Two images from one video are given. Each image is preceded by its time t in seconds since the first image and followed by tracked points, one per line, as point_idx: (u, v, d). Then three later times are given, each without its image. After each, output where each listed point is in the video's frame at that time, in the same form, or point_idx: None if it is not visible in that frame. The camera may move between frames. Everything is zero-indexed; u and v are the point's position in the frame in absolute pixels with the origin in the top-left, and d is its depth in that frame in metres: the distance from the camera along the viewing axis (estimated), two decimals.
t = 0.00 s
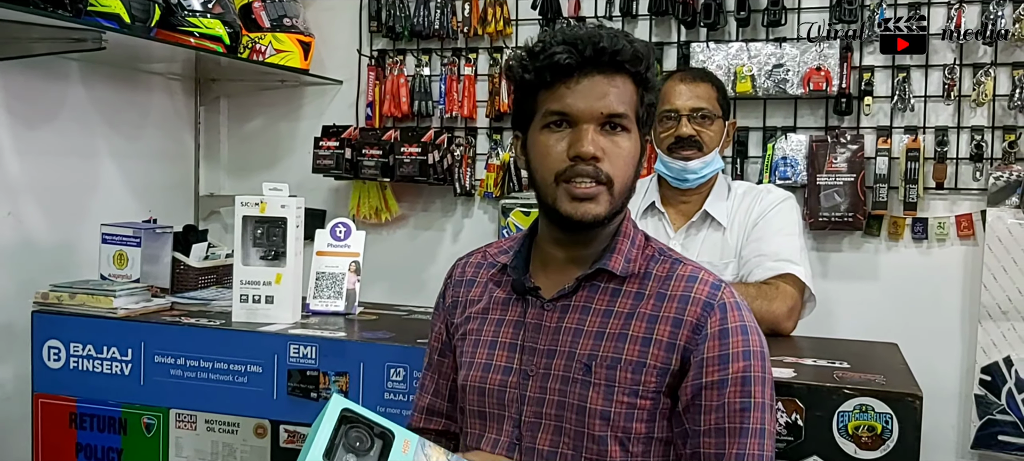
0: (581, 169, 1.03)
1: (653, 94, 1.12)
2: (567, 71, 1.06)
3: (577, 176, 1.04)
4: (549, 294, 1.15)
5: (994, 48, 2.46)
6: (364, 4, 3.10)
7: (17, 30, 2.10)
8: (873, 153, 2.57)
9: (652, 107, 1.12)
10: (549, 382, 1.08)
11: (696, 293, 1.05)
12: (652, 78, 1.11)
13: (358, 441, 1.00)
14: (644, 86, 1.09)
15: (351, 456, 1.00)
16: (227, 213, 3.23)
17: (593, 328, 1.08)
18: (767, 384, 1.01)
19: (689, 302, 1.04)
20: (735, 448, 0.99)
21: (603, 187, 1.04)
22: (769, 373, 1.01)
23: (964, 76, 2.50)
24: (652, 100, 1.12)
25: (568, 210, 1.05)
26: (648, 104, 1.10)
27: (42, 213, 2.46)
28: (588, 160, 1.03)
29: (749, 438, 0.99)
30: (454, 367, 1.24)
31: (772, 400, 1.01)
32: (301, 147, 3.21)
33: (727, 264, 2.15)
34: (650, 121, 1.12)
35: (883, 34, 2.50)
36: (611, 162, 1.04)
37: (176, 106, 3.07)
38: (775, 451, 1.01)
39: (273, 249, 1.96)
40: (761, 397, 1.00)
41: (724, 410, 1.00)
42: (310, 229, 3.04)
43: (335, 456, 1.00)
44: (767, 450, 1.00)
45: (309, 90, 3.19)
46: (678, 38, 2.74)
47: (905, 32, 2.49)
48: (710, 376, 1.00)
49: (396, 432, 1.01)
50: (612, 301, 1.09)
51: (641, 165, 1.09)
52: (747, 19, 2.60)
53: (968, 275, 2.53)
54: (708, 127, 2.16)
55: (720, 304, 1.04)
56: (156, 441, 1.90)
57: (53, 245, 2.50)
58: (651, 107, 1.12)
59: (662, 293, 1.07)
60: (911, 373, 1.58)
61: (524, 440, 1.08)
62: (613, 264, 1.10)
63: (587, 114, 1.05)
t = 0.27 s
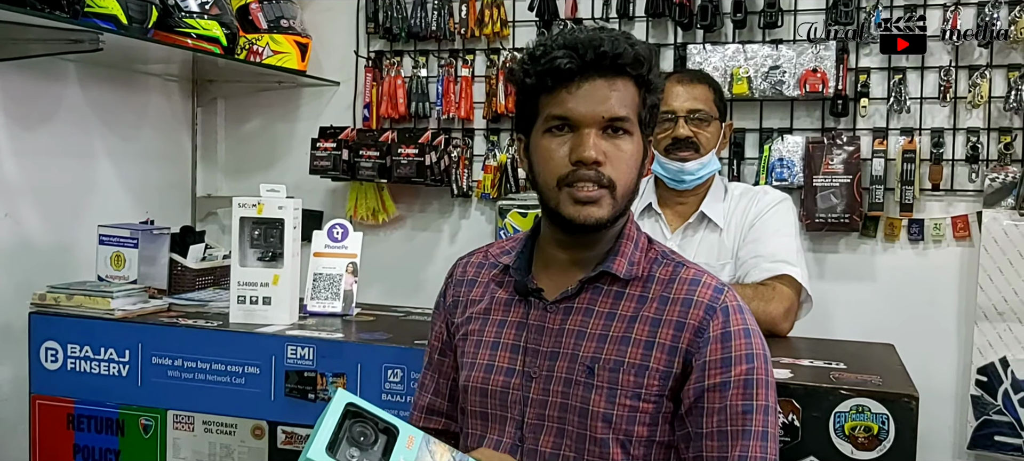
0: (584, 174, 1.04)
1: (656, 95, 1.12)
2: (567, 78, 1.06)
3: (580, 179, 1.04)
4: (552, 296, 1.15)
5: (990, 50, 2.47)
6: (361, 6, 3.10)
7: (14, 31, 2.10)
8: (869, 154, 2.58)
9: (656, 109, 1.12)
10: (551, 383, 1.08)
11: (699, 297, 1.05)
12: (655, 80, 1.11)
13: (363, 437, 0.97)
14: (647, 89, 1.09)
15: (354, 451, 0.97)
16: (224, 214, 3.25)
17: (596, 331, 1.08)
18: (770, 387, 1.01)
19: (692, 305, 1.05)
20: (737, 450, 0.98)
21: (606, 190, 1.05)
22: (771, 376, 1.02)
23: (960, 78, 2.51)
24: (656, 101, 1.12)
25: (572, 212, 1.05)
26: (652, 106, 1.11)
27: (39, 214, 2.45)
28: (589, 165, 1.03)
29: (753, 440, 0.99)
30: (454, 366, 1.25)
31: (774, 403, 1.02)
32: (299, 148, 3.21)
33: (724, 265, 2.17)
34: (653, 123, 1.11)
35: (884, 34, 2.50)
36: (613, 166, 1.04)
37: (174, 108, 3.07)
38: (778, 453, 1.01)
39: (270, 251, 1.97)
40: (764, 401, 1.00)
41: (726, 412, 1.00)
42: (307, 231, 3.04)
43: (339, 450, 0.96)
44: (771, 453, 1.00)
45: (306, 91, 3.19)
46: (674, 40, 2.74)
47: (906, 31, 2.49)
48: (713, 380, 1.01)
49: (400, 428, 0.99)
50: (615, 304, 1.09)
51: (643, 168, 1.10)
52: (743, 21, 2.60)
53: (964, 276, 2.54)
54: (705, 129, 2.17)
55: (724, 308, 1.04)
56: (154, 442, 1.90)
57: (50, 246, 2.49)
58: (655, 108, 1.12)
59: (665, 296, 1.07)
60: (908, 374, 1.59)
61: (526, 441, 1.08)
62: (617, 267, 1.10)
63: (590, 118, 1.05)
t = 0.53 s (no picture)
0: (541, 192, 1.04)
1: (633, 93, 1.07)
2: (522, 99, 1.06)
3: (538, 197, 1.04)
4: (554, 296, 1.14)
5: (984, 52, 2.48)
6: (357, 7, 3.11)
7: (9, 32, 2.10)
8: (864, 155, 2.59)
9: (633, 108, 1.07)
10: (553, 384, 1.08)
11: (701, 300, 1.06)
12: (623, 79, 1.06)
13: (364, 432, 0.99)
14: (613, 91, 1.05)
15: (356, 446, 0.99)
16: (220, 215, 3.23)
17: (598, 332, 1.08)
18: (770, 392, 1.03)
19: (694, 309, 1.05)
20: (736, 454, 1.00)
21: (564, 204, 1.04)
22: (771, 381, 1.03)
23: (955, 79, 2.52)
24: (634, 99, 1.07)
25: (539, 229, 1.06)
26: (624, 106, 1.06)
27: (35, 215, 2.45)
28: (543, 184, 1.03)
29: (753, 444, 1.00)
30: (455, 365, 1.25)
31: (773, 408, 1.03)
32: (295, 149, 3.21)
33: (720, 266, 2.18)
34: (628, 123, 1.07)
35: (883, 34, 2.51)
36: (569, 181, 1.03)
37: (169, 109, 3.06)
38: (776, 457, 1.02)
39: (266, 252, 1.97)
40: (764, 405, 1.01)
41: (726, 416, 1.01)
42: (303, 232, 3.03)
43: (341, 444, 0.98)
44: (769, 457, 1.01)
45: (302, 92, 3.19)
46: (670, 41, 2.75)
47: (907, 31, 2.50)
48: (714, 383, 1.01)
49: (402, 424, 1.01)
50: (617, 306, 1.09)
51: (619, 173, 1.07)
52: (739, 22, 2.61)
53: (959, 278, 2.55)
54: (701, 130, 2.17)
55: (725, 312, 1.05)
56: (150, 443, 1.90)
57: (46, 247, 2.49)
58: (634, 108, 1.07)
59: (667, 299, 1.08)
60: (903, 375, 1.59)
61: (527, 441, 1.09)
62: (620, 269, 1.10)
63: (539, 135, 1.04)
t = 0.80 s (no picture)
0: (525, 197, 1.05)
1: (618, 95, 1.06)
2: (505, 104, 1.07)
3: (523, 202, 1.05)
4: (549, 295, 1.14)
5: (981, 54, 2.48)
6: (354, 8, 3.11)
7: (6, 33, 2.10)
8: (861, 157, 2.59)
9: (618, 110, 1.06)
10: (548, 384, 1.08)
11: (697, 298, 1.06)
12: (606, 83, 1.05)
13: (376, 417, 0.94)
14: (594, 95, 1.04)
15: (365, 429, 0.93)
16: (217, 217, 3.23)
17: (593, 331, 1.08)
18: (769, 389, 1.02)
19: (689, 307, 1.05)
20: (738, 453, 0.99)
21: (548, 209, 1.05)
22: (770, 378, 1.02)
23: (951, 81, 2.52)
24: (618, 102, 1.06)
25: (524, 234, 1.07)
26: (606, 110, 1.05)
27: (32, 217, 2.45)
28: (526, 189, 1.04)
29: (753, 443, 0.99)
30: (452, 365, 1.25)
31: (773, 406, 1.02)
32: (292, 150, 3.21)
33: (717, 268, 2.17)
34: (613, 126, 1.06)
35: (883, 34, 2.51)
36: (551, 185, 1.04)
37: (167, 110, 3.06)
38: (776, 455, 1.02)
39: (263, 253, 1.97)
40: (763, 403, 1.01)
41: (725, 415, 1.00)
42: (300, 233, 3.03)
43: (348, 427, 0.92)
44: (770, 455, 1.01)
45: (299, 94, 3.19)
46: (668, 43, 2.75)
47: (907, 31, 2.50)
48: (712, 381, 1.01)
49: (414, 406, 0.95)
50: (612, 306, 1.09)
51: (604, 176, 1.07)
52: (736, 24, 2.61)
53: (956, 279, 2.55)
54: (699, 132, 2.17)
55: (721, 310, 1.04)
56: (146, 444, 1.89)
57: (42, 249, 2.49)
58: (619, 111, 1.06)
59: (662, 298, 1.07)
60: (899, 376, 1.59)
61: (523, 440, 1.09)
62: (615, 268, 1.10)
63: (521, 142, 1.05)
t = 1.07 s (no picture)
0: (515, 198, 1.05)
1: (607, 96, 1.07)
2: (494, 106, 1.09)
3: (514, 203, 1.06)
4: (545, 296, 1.14)
5: (979, 54, 2.49)
6: (352, 9, 3.10)
7: (3, 34, 2.09)
8: (859, 157, 2.59)
9: (607, 111, 1.07)
10: (545, 383, 1.08)
11: (693, 295, 1.06)
12: (595, 83, 1.06)
13: (373, 408, 1.04)
14: (582, 96, 1.05)
15: (364, 419, 1.03)
16: (215, 217, 3.23)
17: (589, 330, 1.08)
18: (766, 384, 1.02)
19: (686, 304, 1.05)
20: (738, 448, 0.99)
21: (538, 210, 1.05)
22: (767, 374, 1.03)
23: (949, 82, 2.52)
24: (607, 102, 1.07)
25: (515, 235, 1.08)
26: (595, 110, 1.06)
27: (29, 217, 2.44)
28: (515, 189, 1.04)
29: (753, 438, 1.00)
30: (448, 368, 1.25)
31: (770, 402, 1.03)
32: (289, 151, 3.21)
33: (715, 268, 2.17)
34: (603, 127, 1.07)
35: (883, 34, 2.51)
36: (541, 186, 1.04)
37: (164, 111, 3.06)
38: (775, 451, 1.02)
39: (260, 254, 1.96)
40: (761, 399, 1.01)
41: (725, 410, 1.00)
42: (298, 234, 3.03)
43: (348, 417, 1.03)
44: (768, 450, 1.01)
45: (297, 94, 3.19)
46: (666, 43, 2.75)
47: (907, 31, 2.51)
48: (709, 377, 1.01)
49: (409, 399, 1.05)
50: (608, 304, 1.09)
51: (596, 175, 1.07)
52: (734, 25, 2.61)
53: (953, 279, 2.55)
54: (698, 133, 2.17)
55: (718, 306, 1.05)
56: (143, 445, 1.89)
57: (39, 249, 2.48)
58: (609, 111, 1.07)
59: (659, 295, 1.08)
60: (897, 376, 1.59)
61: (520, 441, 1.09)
62: (611, 268, 1.10)
63: (511, 143, 1.05)
